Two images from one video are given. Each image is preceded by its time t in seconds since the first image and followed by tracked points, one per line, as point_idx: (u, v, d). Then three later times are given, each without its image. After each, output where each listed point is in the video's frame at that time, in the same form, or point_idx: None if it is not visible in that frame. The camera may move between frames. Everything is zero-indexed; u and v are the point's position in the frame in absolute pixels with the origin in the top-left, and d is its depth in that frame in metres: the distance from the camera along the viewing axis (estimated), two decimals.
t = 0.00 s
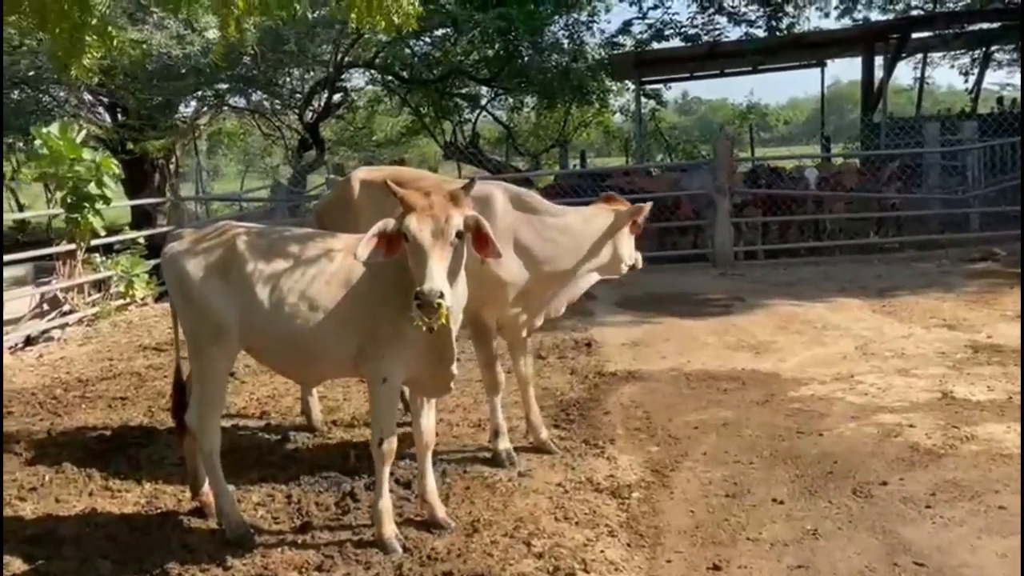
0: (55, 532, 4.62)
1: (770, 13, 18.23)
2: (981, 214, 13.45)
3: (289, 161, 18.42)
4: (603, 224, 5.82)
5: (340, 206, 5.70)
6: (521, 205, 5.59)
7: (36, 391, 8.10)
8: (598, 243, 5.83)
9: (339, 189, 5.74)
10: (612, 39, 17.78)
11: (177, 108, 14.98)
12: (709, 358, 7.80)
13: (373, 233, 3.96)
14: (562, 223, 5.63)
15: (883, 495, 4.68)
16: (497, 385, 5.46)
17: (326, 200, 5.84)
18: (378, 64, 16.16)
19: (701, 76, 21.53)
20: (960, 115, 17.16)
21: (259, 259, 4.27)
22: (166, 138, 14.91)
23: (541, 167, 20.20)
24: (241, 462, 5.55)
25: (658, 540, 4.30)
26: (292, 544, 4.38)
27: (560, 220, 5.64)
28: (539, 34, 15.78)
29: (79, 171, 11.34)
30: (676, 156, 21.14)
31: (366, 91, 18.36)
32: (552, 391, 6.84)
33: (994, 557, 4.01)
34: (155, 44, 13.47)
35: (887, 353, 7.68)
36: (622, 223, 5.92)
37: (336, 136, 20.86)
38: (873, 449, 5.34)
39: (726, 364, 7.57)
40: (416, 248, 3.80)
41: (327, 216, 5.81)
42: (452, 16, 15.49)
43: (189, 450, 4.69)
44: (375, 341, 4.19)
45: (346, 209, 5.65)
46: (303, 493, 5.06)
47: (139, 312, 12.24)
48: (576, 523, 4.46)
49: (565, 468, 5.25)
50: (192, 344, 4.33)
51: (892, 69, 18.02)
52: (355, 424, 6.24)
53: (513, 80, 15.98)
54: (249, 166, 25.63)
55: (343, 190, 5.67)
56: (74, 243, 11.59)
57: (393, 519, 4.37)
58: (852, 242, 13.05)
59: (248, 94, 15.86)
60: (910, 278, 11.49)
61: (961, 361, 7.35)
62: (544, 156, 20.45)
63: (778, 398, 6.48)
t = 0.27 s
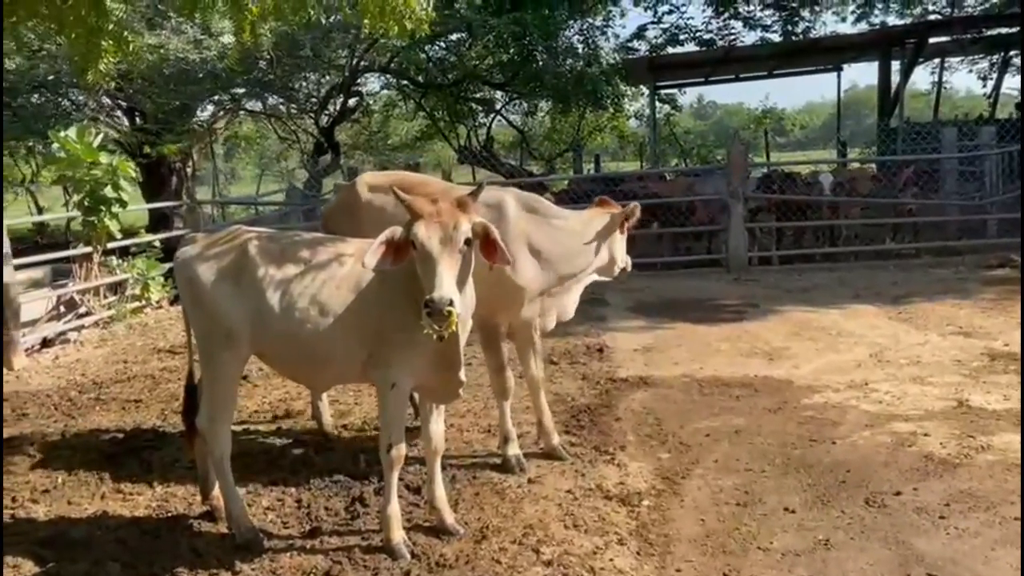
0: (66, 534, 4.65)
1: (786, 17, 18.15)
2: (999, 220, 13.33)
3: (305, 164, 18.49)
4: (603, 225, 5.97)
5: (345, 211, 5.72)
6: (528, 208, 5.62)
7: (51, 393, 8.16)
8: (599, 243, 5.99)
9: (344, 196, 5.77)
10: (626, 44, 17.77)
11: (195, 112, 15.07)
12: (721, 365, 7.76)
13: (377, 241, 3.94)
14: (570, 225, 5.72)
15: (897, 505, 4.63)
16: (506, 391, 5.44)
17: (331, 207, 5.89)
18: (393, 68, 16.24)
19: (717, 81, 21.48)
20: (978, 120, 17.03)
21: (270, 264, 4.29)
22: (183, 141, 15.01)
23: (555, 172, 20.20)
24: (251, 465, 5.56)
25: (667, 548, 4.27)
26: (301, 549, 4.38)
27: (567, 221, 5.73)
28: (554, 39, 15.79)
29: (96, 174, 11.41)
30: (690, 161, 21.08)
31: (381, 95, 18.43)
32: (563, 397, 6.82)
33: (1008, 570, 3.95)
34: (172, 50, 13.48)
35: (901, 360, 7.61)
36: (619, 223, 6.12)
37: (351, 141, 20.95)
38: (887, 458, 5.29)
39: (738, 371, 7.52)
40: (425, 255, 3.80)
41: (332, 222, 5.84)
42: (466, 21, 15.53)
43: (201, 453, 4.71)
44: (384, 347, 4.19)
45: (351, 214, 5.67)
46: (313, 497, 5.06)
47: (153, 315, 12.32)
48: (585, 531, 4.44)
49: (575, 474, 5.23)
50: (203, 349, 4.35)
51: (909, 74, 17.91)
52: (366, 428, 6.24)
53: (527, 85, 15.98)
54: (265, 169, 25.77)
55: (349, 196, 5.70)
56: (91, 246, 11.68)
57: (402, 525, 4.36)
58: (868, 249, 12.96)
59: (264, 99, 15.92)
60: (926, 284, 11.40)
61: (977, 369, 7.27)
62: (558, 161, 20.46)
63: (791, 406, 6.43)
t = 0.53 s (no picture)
0: (80, 534, 4.66)
1: (802, 20, 18.06)
2: (1018, 224, 13.19)
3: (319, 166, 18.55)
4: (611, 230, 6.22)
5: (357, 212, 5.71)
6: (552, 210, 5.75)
7: (66, 393, 8.22)
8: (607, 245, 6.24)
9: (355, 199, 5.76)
10: (641, 46, 17.73)
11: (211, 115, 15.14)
12: (737, 368, 7.71)
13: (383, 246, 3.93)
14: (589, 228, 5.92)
15: (915, 511, 4.56)
16: (520, 395, 5.44)
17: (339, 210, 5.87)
18: (407, 70, 16.29)
19: (732, 83, 21.40)
20: (997, 122, 16.87)
21: (284, 266, 4.29)
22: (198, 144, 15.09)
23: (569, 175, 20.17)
24: (265, 467, 5.56)
25: (682, 554, 4.23)
26: (314, 550, 4.37)
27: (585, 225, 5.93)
28: (569, 41, 15.77)
29: (112, 176, 11.44)
30: (705, 163, 21.01)
31: (396, 97, 18.46)
32: (577, 400, 6.79)
33: None
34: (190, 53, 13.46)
35: (919, 365, 7.53)
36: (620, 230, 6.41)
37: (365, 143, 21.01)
38: (905, 464, 5.22)
39: (754, 375, 7.46)
40: (437, 258, 3.78)
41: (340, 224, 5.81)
42: (481, 24, 15.54)
43: (214, 454, 4.71)
44: (398, 349, 4.17)
45: (362, 217, 5.67)
46: (326, 499, 5.05)
47: (169, 316, 12.39)
48: (599, 535, 4.41)
49: (589, 478, 5.20)
50: (217, 350, 4.34)
51: (927, 76, 17.78)
52: (379, 430, 6.23)
53: (542, 87, 15.96)
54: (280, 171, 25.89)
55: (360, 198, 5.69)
56: (107, 247, 11.74)
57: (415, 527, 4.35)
58: (885, 252, 12.86)
59: (280, 101, 15.96)
60: (944, 288, 11.29)
61: (997, 374, 7.18)
62: (573, 163, 20.43)
63: (808, 411, 6.37)
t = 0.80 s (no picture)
0: (91, 532, 4.66)
1: (817, 20, 17.96)
2: None
3: (332, 166, 18.58)
4: (624, 231, 6.45)
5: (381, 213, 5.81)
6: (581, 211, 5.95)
7: (80, 391, 8.25)
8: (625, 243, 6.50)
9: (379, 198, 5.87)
10: (654, 46, 17.67)
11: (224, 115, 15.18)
12: (750, 370, 7.65)
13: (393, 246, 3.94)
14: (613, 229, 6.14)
15: (932, 516, 4.50)
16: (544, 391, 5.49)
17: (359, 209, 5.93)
18: (420, 71, 16.33)
19: (746, 83, 21.30)
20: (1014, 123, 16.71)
21: (296, 264, 4.27)
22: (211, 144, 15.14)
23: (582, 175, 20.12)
24: (276, 466, 5.55)
25: (695, 557, 4.18)
26: (325, 551, 4.34)
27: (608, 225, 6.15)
28: (582, 42, 15.73)
29: (126, 176, 11.47)
30: (718, 164, 20.91)
31: (408, 98, 18.48)
32: (589, 400, 6.75)
33: None
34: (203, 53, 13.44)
35: (936, 368, 7.45)
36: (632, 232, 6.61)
37: (378, 143, 21.04)
38: (922, 468, 5.16)
39: (768, 376, 7.40)
40: (449, 257, 3.74)
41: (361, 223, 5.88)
42: (493, 24, 15.51)
43: (226, 453, 4.70)
44: (409, 347, 4.15)
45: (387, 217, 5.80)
46: (338, 499, 5.04)
47: (182, 315, 12.43)
48: (612, 538, 4.37)
49: (601, 479, 5.17)
50: (228, 348, 4.33)
51: (943, 76, 17.63)
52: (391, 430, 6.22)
53: (554, 88, 15.92)
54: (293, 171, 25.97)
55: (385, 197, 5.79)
56: (121, 247, 11.77)
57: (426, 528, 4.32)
58: (900, 254, 12.75)
59: (293, 101, 15.97)
60: (960, 290, 11.18)
61: (1015, 377, 7.09)
62: (585, 164, 20.39)
63: (823, 413, 6.30)
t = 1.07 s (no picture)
0: (104, 530, 4.68)
1: (829, 20, 17.90)
2: None
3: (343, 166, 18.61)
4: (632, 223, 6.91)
5: (408, 215, 5.81)
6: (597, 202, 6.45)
7: (92, 390, 8.30)
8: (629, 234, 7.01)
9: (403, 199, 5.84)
10: (665, 46, 17.64)
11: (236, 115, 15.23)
12: (762, 371, 7.63)
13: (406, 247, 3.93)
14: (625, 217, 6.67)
15: (946, 519, 4.47)
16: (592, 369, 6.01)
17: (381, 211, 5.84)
18: (431, 70, 16.37)
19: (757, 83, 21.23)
20: None
21: (309, 264, 4.27)
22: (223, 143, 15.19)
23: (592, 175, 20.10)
24: (287, 465, 5.56)
25: (707, 559, 4.17)
26: (336, 550, 4.35)
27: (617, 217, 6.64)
28: (593, 42, 15.71)
29: (139, 175, 11.53)
30: (729, 164, 20.85)
31: (419, 98, 18.51)
32: (601, 401, 6.74)
33: None
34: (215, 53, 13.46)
35: (949, 370, 7.40)
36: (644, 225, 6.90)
37: (389, 143, 21.08)
38: (936, 471, 5.13)
39: (780, 378, 7.37)
40: (462, 257, 3.73)
41: (386, 225, 5.84)
42: (504, 24, 15.50)
43: (238, 452, 4.71)
44: (421, 347, 4.15)
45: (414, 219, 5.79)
46: (349, 498, 5.05)
47: (193, 314, 12.48)
48: (624, 539, 4.37)
49: (613, 480, 5.16)
50: (241, 347, 4.34)
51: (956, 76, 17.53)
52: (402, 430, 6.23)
53: (564, 87, 15.92)
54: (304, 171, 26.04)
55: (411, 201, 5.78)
56: (133, 246, 11.82)
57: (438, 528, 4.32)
58: (913, 254, 12.67)
59: (304, 101, 15.98)
60: (974, 292, 11.11)
61: None
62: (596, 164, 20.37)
63: (835, 415, 6.27)
